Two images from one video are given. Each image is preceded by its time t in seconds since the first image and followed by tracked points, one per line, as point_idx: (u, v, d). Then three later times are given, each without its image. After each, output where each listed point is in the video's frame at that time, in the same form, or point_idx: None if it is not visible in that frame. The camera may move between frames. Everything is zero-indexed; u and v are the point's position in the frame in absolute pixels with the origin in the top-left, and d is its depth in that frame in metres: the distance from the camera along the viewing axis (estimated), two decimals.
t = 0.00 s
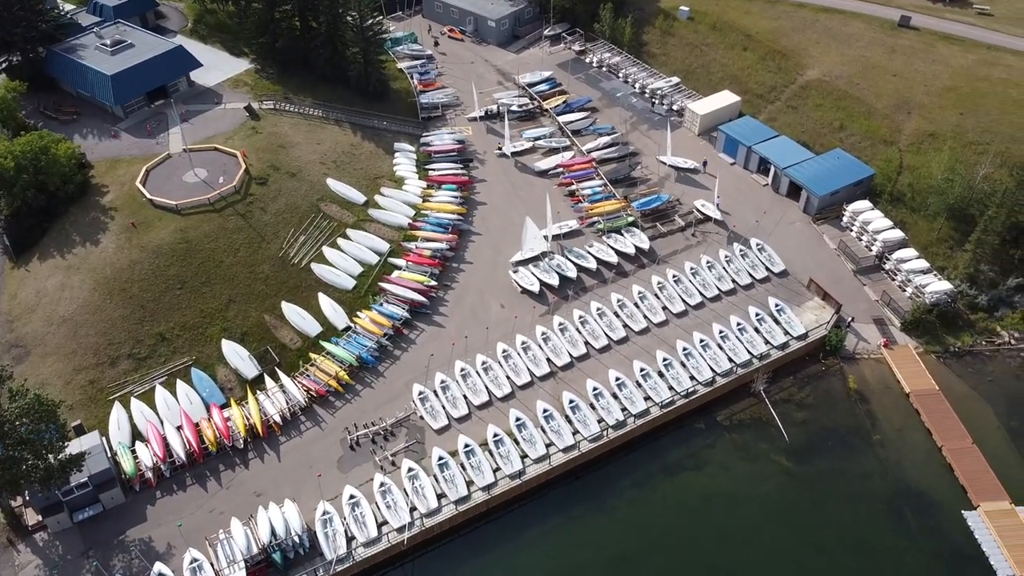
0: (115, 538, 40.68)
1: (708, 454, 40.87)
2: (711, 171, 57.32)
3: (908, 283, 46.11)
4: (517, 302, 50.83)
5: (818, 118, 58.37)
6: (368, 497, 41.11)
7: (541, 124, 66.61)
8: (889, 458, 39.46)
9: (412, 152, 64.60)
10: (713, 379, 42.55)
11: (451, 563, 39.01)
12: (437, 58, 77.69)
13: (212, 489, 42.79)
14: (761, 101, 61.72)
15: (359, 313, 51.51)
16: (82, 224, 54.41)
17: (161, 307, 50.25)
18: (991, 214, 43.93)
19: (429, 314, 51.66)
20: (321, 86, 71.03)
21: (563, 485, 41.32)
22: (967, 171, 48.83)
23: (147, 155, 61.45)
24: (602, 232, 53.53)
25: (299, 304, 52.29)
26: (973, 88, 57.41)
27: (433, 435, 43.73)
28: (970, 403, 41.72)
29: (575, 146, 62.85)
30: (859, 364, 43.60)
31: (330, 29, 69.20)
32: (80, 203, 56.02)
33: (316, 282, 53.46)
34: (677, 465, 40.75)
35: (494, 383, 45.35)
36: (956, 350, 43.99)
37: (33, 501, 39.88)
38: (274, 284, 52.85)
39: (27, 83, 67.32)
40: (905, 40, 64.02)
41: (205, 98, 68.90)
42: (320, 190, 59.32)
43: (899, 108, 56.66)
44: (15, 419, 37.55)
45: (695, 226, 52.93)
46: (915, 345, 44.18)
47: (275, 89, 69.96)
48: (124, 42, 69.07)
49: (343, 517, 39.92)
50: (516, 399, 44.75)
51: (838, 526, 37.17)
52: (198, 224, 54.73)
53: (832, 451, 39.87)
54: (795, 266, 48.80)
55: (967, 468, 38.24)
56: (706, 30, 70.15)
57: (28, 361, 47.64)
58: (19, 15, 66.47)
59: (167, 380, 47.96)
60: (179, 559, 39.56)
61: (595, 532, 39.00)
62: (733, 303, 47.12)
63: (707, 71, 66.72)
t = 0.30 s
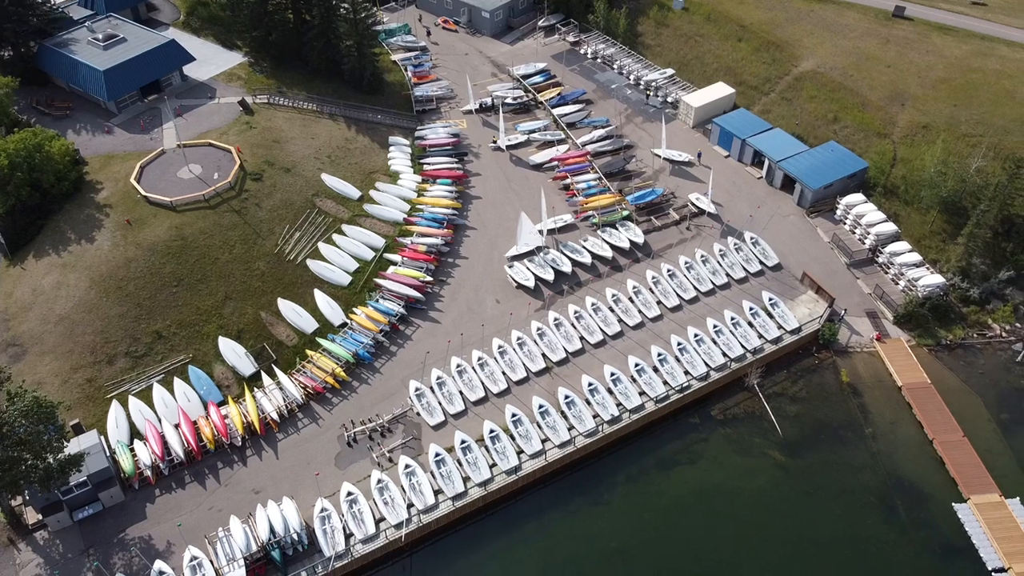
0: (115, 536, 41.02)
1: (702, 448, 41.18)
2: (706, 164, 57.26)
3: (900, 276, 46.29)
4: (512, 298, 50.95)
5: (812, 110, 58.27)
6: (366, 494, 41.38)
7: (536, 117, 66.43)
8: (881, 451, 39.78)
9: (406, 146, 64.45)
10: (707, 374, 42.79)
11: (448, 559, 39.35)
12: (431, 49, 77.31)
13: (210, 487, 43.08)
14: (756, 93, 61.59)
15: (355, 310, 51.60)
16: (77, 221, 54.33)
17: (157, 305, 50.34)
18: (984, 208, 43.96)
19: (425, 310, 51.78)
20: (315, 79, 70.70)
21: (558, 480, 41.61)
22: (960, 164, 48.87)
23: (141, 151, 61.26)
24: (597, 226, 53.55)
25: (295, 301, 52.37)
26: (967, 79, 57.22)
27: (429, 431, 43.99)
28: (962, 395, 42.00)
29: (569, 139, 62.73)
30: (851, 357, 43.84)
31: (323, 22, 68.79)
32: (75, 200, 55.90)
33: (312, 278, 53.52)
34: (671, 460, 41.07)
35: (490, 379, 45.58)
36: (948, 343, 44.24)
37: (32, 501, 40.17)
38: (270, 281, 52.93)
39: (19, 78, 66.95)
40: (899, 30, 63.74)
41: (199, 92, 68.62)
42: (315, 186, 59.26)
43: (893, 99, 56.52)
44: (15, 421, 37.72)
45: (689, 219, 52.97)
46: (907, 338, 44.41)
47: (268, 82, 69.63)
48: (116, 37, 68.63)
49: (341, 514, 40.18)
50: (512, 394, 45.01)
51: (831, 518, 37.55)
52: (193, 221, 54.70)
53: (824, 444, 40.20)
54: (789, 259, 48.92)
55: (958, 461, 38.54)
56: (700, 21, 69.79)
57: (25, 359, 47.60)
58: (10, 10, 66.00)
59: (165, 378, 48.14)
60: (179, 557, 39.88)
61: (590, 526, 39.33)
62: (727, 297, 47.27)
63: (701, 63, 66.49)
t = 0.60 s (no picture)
0: (116, 529, 41.48)
1: (696, 437, 41.57)
2: (701, 152, 57.17)
3: (893, 265, 46.45)
4: (507, 288, 51.09)
5: (806, 98, 58.09)
6: (364, 485, 41.80)
7: (530, 105, 66.14)
8: (873, 439, 40.18)
9: (401, 135, 64.19)
10: (702, 364, 43.09)
11: (446, 549, 39.84)
12: (425, 36, 76.77)
13: (210, 479, 43.49)
14: (751, 80, 61.34)
15: (351, 302, 51.73)
16: (72, 214, 54.28)
17: (154, 298, 50.48)
18: (977, 196, 44.35)
19: (421, 301, 51.93)
20: (308, 68, 70.22)
21: (554, 470, 42.00)
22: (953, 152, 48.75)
23: (135, 143, 61.03)
24: (592, 216, 53.56)
25: (291, 294, 52.50)
26: (961, 66, 56.95)
27: (426, 423, 44.34)
28: (953, 383, 42.31)
29: (564, 128, 62.54)
30: (844, 346, 44.12)
31: (316, 10, 68.27)
32: (69, 193, 55.79)
33: (308, 270, 53.60)
34: (666, 449, 41.46)
35: (486, 371, 45.88)
36: (940, 332, 44.50)
37: (33, 495, 40.56)
38: (266, 274, 53.02)
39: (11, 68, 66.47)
40: (894, 16, 63.32)
41: (192, 82, 68.22)
42: (310, 177, 59.16)
43: (888, 86, 56.30)
44: (15, 418, 38.00)
45: (684, 209, 52.98)
46: (899, 327, 44.66)
47: (261, 71, 69.17)
48: (108, 26, 68.09)
49: (340, 506, 40.64)
50: (508, 385, 45.33)
51: (823, 507, 38.01)
52: (189, 214, 54.68)
53: (817, 433, 40.60)
54: (783, 248, 49.04)
55: (948, 449, 38.95)
56: (695, 6, 69.26)
57: (23, 353, 47.76)
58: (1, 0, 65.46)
59: (163, 372, 48.39)
60: (180, 549, 40.33)
61: (585, 516, 39.79)
62: (721, 287, 47.43)
63: (696, 50, 66.12)
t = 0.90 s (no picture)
0: (117, 520, 41.97)
1: (689, 424, 41.98)
2: (694, 138, 56.99)
3: (886, 251, 46.60)
4: (502, 277, 51.19)
5: (800, 82, 57.82)
6: (361, 475, 42.24)
7: (524, 91, 65.78)
8: (864, 425, 40.60)
9: (395, 122, 63.84)
10: (695, 351, 43.38)
11: (442, 537, 40.35)
12: (418, 21, 76.10)
13: (209, 470, 43.94)
14: (745, 65, 61.04)
15: (346, 291, 51.84)
16: (66, 205, 54.18)
17: (150, 289, 50.61)
18: (969, 182, 43.80)
19: (416, 290, 52.03)
20: (301, 54, 69.63)
21: (549, 458, 42.42)
22: (947, 137, 48.01)
23: (127, 131, 60.72)
24: (586, 203, 53.55)
25: (287, 283, 52.58)
26: (955, 50, 56.60)
27: (423, 412, 44.69)
28: (944, 369, 42.64)
29: (558, 114, 62.26)
30: (836, 333, 44.39)
31: None
32: (63, 184, 55.62)
33: (303, 260, 53.65)
34: (659, 436, 41.88)
35: (481, 359, 46.14)
36: (931, 317, 44.75)
37: (33, 487, 40.96)
38: (262, 264, 53.08)
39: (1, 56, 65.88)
40: None
41: (184, 69, 67.68)
42: (304, 165, 58.99)
43: (881, 70, 55.94)
44: (15, 412, 38.30)
45: (678, 195, 52.96)
46: (891, 313, 44.94)
47: (254, 58, 68.59)
48: (98, 13, 67.43)
49: (338, 495, 41.10)
50: (503, 374, 45.64)
51: (814, 492, 38.52)
52: (183, 204, 54.63)
53: (809, 419, 41.03)
54: (777, 234, 49.12)
55: (938, 435, 39.36)
56: None
57: (20, 345, 47.95)
58: None
59: (160, 362, 48.62)
60: (180, 539, 40.86)
61: (580, 503, 40.29)
62: (715, 274, 47.57)
63: (690, 33, 65.66)
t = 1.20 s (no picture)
0: (116, 511, 42.44)
1: (682, 409, 42.40)
2: (687, 122, 56.84)
3: (877, 235, 46.77)
4: (496, 264, 51.27)
5: (792, 65, 57.55)
6: (359, 463, 42.65)
7: (516, 75, 65.36)
8: (854, 409, 41.05)
9: (386, 108, 63.44)
10: (688, 337, 43.69)
11: (438, 524, 40.87)
12: (409, 4, 75.43)
13: (207, 460, 44.35)
14: (737, 47, 60.63)
15: (341, 280, 51.90)
16: (58, 196, 54.02)
17: (144, 280, 50.69)
18: (958, 167, 43.88)
19: (410, 278, 52.09)
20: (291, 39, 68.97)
21: (543, 445, 42.85)
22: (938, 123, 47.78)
23: (118, 120, 60.37)
24: (579, 189, 53.51)
25: (281, 273, 52.64)
26: (946, 32, 56.22)
27: (418, 400, 45.03)
28: (933, 352, 43.00)
29: (550, 99, 61.99)
30: (828, 317, 44.68)
31: None
32: (54, 174, 55.39)
33: (297, 249, 53.68)
34: (652, 422, 42.29)
35: (476, 347, 46.41)
36: (920, 301, 45.03)
37: (33, 479, 41.34)
38: (255, 253, 53.11)
39: None
40: None
41: (174, 56, 67.09)
42: (296, 153, 58.79)
43: (873, 53, 55.79)
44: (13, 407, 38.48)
45: (671, 180, 52.95)
46: (882, 298, 45.22)
47: (244, 44, 68.00)
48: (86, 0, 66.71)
49: (336, 484, 41.55)
50: (498, 361, 45.94)
51: (805, 475, 39.06)
52: (176, 194, 54.53)
53: (799, 403, 41.47)
54: (768, 219, 49.23)
55: (926, 418, 39.84)
56: None
57: (16, 338, 48.06)
58: None
59: (156, 354, 48.80)
60: (180, 529, 41.37)
61: (574, 489, 40.79)
62: (707, 260, 47.72)
63: (682, 15, 65.14)
